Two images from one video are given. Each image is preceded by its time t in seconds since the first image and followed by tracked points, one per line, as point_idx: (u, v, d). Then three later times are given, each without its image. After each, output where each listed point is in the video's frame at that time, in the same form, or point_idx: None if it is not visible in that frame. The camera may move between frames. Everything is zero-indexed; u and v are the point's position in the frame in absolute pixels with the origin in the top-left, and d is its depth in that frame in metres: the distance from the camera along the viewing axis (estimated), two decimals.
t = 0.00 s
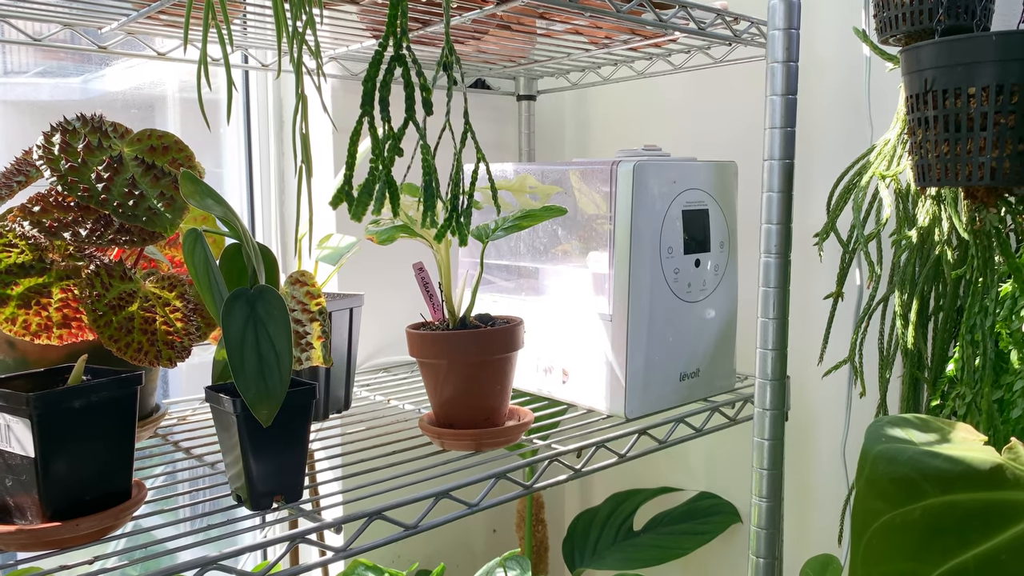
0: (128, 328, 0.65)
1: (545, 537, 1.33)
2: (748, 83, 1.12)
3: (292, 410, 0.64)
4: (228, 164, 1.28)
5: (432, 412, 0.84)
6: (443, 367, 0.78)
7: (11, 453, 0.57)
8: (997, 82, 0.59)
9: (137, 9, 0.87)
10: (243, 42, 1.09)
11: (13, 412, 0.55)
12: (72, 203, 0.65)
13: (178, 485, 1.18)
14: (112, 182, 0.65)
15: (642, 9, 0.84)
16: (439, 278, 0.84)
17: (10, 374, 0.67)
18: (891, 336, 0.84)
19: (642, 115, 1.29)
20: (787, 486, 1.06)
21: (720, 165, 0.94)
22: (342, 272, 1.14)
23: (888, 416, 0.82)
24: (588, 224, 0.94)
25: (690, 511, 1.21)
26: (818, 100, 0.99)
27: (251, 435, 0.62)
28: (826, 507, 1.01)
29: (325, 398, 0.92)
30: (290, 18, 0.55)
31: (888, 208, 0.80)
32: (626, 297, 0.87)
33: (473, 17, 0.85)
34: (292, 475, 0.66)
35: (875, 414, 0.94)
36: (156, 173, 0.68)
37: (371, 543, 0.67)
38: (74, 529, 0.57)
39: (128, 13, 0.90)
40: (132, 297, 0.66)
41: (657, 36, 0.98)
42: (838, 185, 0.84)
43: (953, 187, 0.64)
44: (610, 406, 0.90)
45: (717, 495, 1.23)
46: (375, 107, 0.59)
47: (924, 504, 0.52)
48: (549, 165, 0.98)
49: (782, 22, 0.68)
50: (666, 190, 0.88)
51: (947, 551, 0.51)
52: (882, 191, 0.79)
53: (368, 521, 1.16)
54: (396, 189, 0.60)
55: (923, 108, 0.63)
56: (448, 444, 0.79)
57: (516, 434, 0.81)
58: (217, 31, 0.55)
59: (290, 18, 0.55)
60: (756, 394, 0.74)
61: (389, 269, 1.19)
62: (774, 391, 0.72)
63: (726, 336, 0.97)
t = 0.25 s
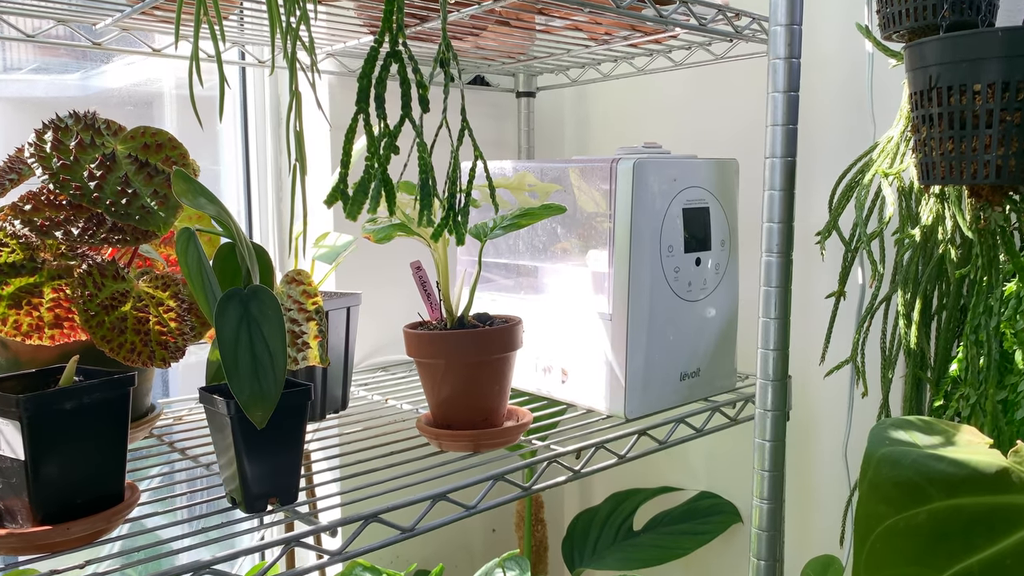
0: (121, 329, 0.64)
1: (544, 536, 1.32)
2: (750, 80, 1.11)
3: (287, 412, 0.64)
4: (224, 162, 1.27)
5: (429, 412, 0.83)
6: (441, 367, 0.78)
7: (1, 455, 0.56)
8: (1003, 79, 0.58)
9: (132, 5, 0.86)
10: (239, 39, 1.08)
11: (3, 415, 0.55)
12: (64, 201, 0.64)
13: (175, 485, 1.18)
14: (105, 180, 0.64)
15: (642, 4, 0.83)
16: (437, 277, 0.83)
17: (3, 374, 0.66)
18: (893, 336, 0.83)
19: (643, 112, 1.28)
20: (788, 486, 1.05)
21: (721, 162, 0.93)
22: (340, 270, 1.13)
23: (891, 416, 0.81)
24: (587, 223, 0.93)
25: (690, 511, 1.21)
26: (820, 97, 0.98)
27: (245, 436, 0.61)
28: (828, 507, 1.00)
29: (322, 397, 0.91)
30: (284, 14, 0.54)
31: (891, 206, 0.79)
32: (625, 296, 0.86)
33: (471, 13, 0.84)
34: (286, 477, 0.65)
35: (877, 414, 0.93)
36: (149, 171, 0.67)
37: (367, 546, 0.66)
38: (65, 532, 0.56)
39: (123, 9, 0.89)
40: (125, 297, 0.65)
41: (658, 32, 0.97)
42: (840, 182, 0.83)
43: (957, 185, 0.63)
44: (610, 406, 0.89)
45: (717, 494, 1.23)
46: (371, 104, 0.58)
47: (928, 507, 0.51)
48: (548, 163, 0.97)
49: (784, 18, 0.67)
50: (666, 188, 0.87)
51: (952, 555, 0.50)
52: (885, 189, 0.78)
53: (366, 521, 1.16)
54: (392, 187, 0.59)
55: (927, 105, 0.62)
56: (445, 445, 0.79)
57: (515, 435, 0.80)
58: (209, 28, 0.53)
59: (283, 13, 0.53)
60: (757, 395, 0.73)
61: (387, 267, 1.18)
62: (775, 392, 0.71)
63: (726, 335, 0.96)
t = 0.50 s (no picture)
0: (117, 330, 0.64)
1: (545, 537, 1.31)
2: (752, 78, 1.10)
3: (286, 414, 0.63)
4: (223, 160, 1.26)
5: (429, 413, 0.82)
6: (441, 368, 0.77)
7: None
8: (1011, 77, 0.57)
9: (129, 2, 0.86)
10: (237, 36, 1.07)
11: None
12: (60, 201, 0.63)
13: (174, 485, 1.17)
14: (101, 179, 0.63)
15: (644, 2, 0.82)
16: (437, 277, 0.82)
17: None
18: (897, 336, 0.82)
19: (644, 110, 1.27)
20: (791, 486, 1.05)
21: (724, 161, 0.92)
22: (339, 269, 1.12)
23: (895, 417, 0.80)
24: (589, 222, 0.92)
25: (692, 511, 1.20)
26: (823, 95, 0.97)
27: (244, 439, 0.61)
28: (831, 508, 0.99)
29: (322, 397, 0.90)
30: (282, 11, 0.53)
31: (896, 205, 0.78)
32: (627, 296, 0.85)
33: (472, 10, 0.83)
34: (285, 480, 0.64)
35: (881, 415, 0.93)
36: (146, 169, 0.66)
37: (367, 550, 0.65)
38: (60, 537, 0.55)
39: (120, 6, 0.88)
40: (121, 297, 0.65)
41: (660, 29, 0.96)
42: (843, 182, 0.82)
43: (963, 184, 0.62)
44: (611, 407, 0.88)
45: (719, 495, 1.22)
46: (370, 102, 0.57)
47: (935, 512, 0.50)
48: (550, 161, 0.96)
49: (788, 15, 0.66)
50: (668, 187, 0.86)
51: (959, 559, 0.49)
52: (890, 188, 0.78)
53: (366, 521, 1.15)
54: (392, 187, 0.58)
55: (933, 103, 0.62)
56: (446, 446, 0.78)
57: (515, 437, 0.79)
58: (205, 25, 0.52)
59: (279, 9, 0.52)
60: (760, 396, 0.72)
61: (387, 267, 1.17)
62: (779, 393, 0.71)
63: (729, 335, 0.96)
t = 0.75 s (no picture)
0: (112, 335, 0.63)
1: (544, 539, 1.31)
2: (753, 78, 1.09)
3: (282, 420, 0.63)
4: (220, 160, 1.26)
5: (427, 417, 0.82)
6: (439, 372, 0.76)
7: None
8: (1015, 79, 0.56)
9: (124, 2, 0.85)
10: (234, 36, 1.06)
11: None
12: (54, 204, 0.63)
13: (172, 488, 1.16)
14: (95, 181, 0.63)
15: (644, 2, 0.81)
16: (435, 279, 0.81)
17: None
18: (899, 338, 0.82)
19: (644, 110, 1.27)
20: (792, 489, 1.04)
21: (724, 162, 0.92)
22: (337, 271, 1.11)
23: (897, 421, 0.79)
24: (588, 223, 0.92)
25: (692, 513, 1.20)
26: (824, 96, 0.97)
27: (239, 444, 0.60)
28: (832, 511, 0.99)
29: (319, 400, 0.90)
30: (277, 12, 0.53)
31: (898, 207, 0.77)
32: (627, 299, 0.84)
33: (470, 10, 0.82)
34: (282, 486, 0.63)
35: (882, 418, 0.92)
36: (141, 172, 0.65)
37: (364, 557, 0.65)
38: (53, 544, 0.55)
39: (115, 6, 0.88)
40: (116, 301, 0.64)
41: (659, 29, 0.95)
42: (845, 183, 0.82)
43: (967, 187, 0.61)
44: (611, 410, 0.87)
45: (719, 497, 1.21)
46: (367, 105, 0.56)
47: (938, 520, 0.50)
48: (549, 163, 0.96)
49: (790, 16, 0.66)
50: (668, 188, 0.86)
51: (963, 568, 0.49)
52: (891, 190, 0.77)
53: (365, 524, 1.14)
54: (389, 190, 0.58)
55: (936, 105, 0.61)
56: (444, 451, 0.77)
57: (514, 441, 0.79)
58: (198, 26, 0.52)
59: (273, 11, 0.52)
60: (761, 400, 0.71)
61: (385, 268, 1.16)
62: (780, 397, 0.70)
63: (729, 337, 0.95)
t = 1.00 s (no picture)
0: (109, 339, 0.62)
1: (545, 541, 1.30)
2: (755, 78, 1.09)
3: (281, 425, 0.62)
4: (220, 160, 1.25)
5: (428, 421, 0.81)
6: (440, 375, 0.76)
7: None
8: None
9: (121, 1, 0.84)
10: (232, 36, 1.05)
11: None
12: (50, 206, 0.62)
13: (170, 491, 1.15)
14: (92, 184, 0.62)
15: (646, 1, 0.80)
16: (436, 282, 0.80)
17: None
18: (904, 341, 0.81)
19: (645, 109, 1.26)
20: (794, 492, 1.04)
21: (727, 162, 0.91)
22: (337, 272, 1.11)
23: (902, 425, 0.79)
24: (590, 223, 0.92)
25: (694, 516, 1.19)
26: (828, 96, 0.96)
27: (238, 450, 0.59)
28: (835, 514, 0.98)
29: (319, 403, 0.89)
30: (276, 12, 0.52)
31: (903, 209, 0.77)
32: (629, 301, 0.84)
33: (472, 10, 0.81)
34: (281, 491, 0.63)
35: (886, 421, 0.91)
36: (139, 174, 0.64)
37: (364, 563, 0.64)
38: (49, 552, 0.54)
39: (112, 6, 0.87)
40: (113, 305, 0.63)
41: (662, 29, 0.94)
42: (849, 185, 0.81)
43: (974, 189, 0.61)
44: (613, 414, 0.86)
45: (720, 499, 1.21)
46: (367, 106, 0.56)
47: (947, 528, 0.49)
48: (550, 164, 0.95)
49: (795, 16, 0.65)
50: (670, 189, 0.85)
51: None
52: (896, 191, 0.76)
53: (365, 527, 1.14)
54: (389, 192, 0.57)
55: (944, 106, 0.60)
56: (444, 455, 0.77)
57: (516, 445, 0.78)
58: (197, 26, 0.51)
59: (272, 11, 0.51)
60: (765, 404, 0.70)
61: (385, 270, 1.16)
62: (784, 401, 0.69)
63: (732, 339, 0.94)
